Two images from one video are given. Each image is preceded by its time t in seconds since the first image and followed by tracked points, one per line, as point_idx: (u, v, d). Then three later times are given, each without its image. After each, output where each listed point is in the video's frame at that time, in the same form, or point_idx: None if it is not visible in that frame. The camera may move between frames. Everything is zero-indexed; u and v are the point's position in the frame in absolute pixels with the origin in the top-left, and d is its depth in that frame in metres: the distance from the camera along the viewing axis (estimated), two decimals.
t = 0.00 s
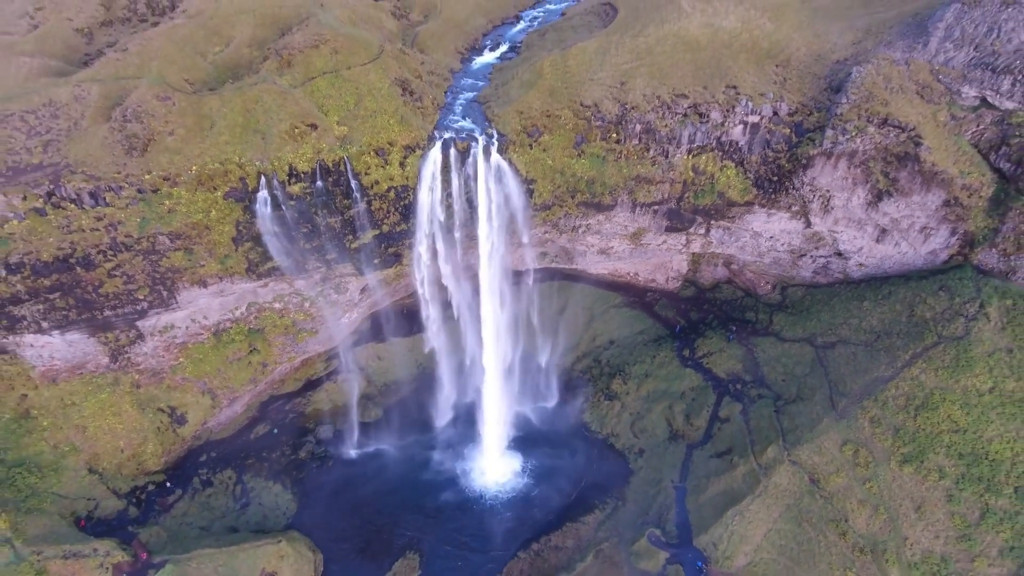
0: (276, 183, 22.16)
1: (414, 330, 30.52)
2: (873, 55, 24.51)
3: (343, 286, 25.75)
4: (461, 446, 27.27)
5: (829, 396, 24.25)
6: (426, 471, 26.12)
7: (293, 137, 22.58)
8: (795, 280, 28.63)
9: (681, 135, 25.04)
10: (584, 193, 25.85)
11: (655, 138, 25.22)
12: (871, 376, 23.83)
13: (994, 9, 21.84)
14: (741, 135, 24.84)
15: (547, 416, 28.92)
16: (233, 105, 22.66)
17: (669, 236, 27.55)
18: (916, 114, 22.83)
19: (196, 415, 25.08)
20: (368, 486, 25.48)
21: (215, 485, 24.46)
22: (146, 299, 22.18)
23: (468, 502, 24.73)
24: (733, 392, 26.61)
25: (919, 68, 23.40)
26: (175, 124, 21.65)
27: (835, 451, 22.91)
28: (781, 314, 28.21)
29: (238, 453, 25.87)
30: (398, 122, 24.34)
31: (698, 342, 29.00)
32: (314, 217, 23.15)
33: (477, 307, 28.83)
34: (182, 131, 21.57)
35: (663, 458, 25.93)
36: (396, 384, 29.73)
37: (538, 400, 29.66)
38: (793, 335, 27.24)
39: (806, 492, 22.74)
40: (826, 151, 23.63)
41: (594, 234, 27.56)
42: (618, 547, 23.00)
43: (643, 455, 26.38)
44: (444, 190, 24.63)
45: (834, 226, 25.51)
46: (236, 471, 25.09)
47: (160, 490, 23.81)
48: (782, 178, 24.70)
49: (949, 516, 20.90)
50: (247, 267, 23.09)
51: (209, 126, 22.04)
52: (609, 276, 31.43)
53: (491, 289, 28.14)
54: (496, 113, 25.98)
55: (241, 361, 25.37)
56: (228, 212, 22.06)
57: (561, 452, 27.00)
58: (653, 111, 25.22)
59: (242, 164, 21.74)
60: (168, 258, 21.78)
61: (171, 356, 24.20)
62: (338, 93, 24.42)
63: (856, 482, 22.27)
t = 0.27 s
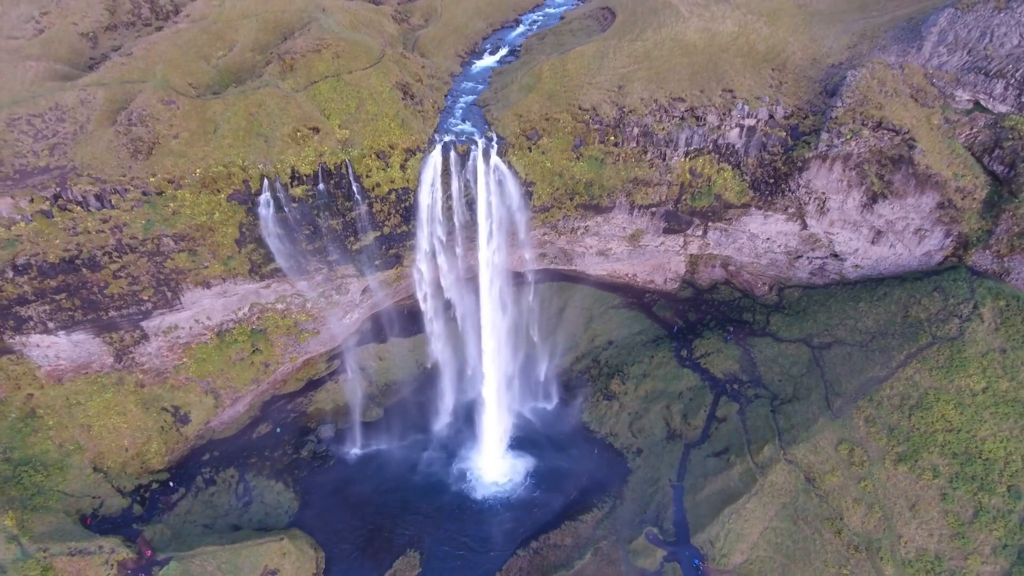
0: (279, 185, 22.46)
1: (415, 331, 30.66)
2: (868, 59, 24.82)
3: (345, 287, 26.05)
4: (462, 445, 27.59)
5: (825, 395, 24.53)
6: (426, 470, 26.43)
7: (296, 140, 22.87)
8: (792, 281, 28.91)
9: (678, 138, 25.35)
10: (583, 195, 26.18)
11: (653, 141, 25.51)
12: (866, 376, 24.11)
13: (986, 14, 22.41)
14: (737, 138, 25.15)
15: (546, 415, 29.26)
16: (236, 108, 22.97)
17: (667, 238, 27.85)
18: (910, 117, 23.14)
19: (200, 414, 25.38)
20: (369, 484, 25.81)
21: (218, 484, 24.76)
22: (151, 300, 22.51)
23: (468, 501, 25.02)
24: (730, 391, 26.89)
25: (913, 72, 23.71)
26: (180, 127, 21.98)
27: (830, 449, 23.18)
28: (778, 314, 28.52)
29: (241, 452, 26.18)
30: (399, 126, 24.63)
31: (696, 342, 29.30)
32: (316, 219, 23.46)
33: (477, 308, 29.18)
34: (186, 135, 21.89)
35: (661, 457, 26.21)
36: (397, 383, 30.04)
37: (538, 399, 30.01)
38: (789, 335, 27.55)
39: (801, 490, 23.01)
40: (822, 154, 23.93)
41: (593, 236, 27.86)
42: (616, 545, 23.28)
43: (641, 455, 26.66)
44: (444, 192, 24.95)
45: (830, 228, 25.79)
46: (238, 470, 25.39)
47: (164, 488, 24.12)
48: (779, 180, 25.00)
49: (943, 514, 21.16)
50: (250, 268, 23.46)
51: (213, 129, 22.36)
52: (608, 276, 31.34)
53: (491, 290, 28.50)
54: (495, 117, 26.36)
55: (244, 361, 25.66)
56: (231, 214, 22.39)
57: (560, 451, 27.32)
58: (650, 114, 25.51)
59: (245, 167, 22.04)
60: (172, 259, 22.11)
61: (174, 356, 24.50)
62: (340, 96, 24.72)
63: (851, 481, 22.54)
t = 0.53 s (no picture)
0: (281, 188, 22.77)
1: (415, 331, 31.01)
2: (863, 63, 25.16)
3: (346, 287, 26.35)
4: (462, 444, 27.89)
5: (820, 395, 24.80)
6: (427, 469, 26.71)
7: (298, 143, 23.21)
8: (789, 282, 29.19)
9: (675, 141, 25.65)
10: (581, 197, 26.46)
11: (650, 144, 25.84)
12: (861, 376, 24.37)
13: (979, 19, 22.67)
14: (734, 141, 25.48)
15: (545, 415, 29.55)
16: (240, 111, 23.32)
17: (665, 239, 28.14)
18: (904, 120, 23.48)
19: (203, 413, 25.68)
20: (370, 483, 26.09)
21: (220, 482, 25.04)
22: (155, 300, 22.83)
23: (468, 499, 25.30)
24: (728, 391, 27.16)
25: (908, 75, 24.03)
26: (184, 130, 22.33)
27: (826, 449, 23.44)
28: (775, 315, 28.79)
29: (243, 451, 26.47)
30: (400, 129, 24.98)
31: (693, 343, 29.58)
32: (318, 221, 23.80)
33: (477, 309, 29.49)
34: (190, 138, 22.23)
35: (659, 457, 26.47)
36: (397, 383, 30.34)
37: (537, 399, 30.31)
38: (786, 336, 27.82)
39: (797, 489, 23.26)
40: (817, 157, 24.24)
41: (591, 238, 28.14)
42: (614, 543, 23.52)
43: (639, 454, 26.92)
44: (444, 194, 25.26)
45: (826, 230, 26.08)
46: (241, 469, 25.68)
47: (167, 486, 24.41)
48: (775, 183, 25.31)
49: (937, 513, 21.40)
50: (252, 269, 23.74)
51: (217, 132, 22.69)
52: (607, 278, 31.67)
53: (490, 291, 28.81)
54: (495, 120, 26.66)
55: (246, 360, 25.97)
56: (234, 216, 22.70)
57: (559, 451, 27.59)
58: (648, 117, 25.83)
59: (248, 169, 22.36)
60: (176, 260, 22.42)
61: (178, 355, 24.82)
62: (341, 100, 25.06)
63: (846, 480, 22.78)
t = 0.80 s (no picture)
0: (284, 190, 23.05)
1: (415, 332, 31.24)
2: (860, 67, 25.46)
3: (347, 288, 26.61)
4: (462, 445, 28.12)
5: (817, 396, 25.03)
6: (427, 468, 26.96)
7: (301, 145, 23.50)
8: (787, 284, 29.44)
9: (674, 144, 25.91)
10: (580, 200, 26.73)
11: (649, 147, 26.11)
12: (858, 377, 24.60)
13: (975, 24, 22.96)
14: (732, 144, 25.76)
15: (545, 415, 29.80)
16: (243, 114, 23.61)
17: (664, 241, 28.39)
18: (900, 124, 23.75)
19: (205, 412, 25.94)
20: (371, 482, 26.34)
21: (223, 481, 25.28)
22: (158, 301, 23.09)
23: (468, 499, 25.54)
24: (726, 392, 27.40)
25: (904, 79, 24.38)
26: (188, 133, 22.62)
27: (822, 448, 23.67)
28: (772, 317, 29.05)
29: (246, 450, 26.72)
30: (401, 132, 25.27)
31: (692, 344, 29.84)
32: (320, 222, 24.09)
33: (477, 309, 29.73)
34: (194, 140, 22.51)
35: (657, 456, 26.69)
36: (397, 384, 30.59)
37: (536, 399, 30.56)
38: (783, 337, 28.08)
39: (794, 489, 23.48)
40: (814, 160, 24.50)
41: (591, 239, 28.39)
42: (612, 542, 23.73)
43: (637, 454, 27.16)
44: (445, 196, 25.52)
45: (823, 232, 26.32)
46: (243, 468, 25.93)
47: (170, 485, 24.65)
48: (772, 185, 25.57)
49: (932, 512, 21.61)
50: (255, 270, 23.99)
51: (221, 135, 22.98)
52: (606, 279, 31.97)
53: (490, 292, 29.04)
54: (495, 123, 26.93)
55: (249, 360, 26.24)
56: (237, 217, 22.97)
57: (558, 451, 27.84)
58: (647, 120, 26.10)
59: (251, 171, 22.63)
60: (180, 261, 22.68)
61: (181, 355, 25.09)
62: (343, 103, 25.33)
63: (842, 479, 23.01)
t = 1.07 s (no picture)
0: (287, 192, 23.37)
1: (414, 333, 31.77)
2: (855, 71, 25.80)
3: (349, 289, 26.93)
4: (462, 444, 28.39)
5: (813, 396, 25.29)
6: (427, 468, 27.24)
7: (303, 148, 23.85)
8: (784, 285, 29.74)
9: (671, 147, 26.22)
10: (579, 202, 27.04)
11: (647, 150, 26.43)
12: (853, 377, 24.85)
13: (967, 28, 23.54)
14: (729, 147, 26.07)
15: (544, 415, 30.08)
16: (246, 118, 23.98)
17: (662, 243, 28.69)
18: (895, 127, 24.05)
19: (208, 412, 26.25)
20: (372, 481, 26.63)
21: (226, 480, 25.57)
22: (163, 301, 23.41)
23: (468, 498, 25.82)
24: (723, 392, 27.68)
25: (899, 83, 24.74)
26: (192, 137, 22.96)
27: (818, 448, 23.93)
28: (769, 318, 29.34)
29: (248, 449, 27.01)
30: (402, 135, 25.63)
31: (690, 344, 30.14)
32: (322, 225, 24.41)
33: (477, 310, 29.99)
34: (198, 144, 22.88)
35: (656, 456, 26.97)
36: (397, 384, 31.01)
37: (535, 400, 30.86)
38: (780, 338, 28.37)
39: (790, 488, 23.74)
40: (810, 162, 24.80)
41: (589, 241, 28.69)
42: (610, 540, 23.98)
43: (636, 453, 27.43)
44: (445, 199, 25.83)
45: (819, 234, 26.61)
46: (245, 467, 26.23)
47: (174, 484, 24.95)
48: (769, 188, 25.87)
49: (927, 511, 21.86)
50: (258, 271, 24.30)
51: (224, 138, 23.33)
52: (605, 281, 32.33)
53: (490, 294, 29.29)
54: (495, 126, 27.25)
55: (251, 360, 26.57)
56: (240, 219, 23.28)
57: (557, 451, 28.13)
58: (644, 124, 26.46)
59: (255, 174, 22.98)
60: (184, 262, 23.00)
61: (185, 355, 25.41)
62: (345, 107, 25.69)
63: (838, 478, 23.27)
